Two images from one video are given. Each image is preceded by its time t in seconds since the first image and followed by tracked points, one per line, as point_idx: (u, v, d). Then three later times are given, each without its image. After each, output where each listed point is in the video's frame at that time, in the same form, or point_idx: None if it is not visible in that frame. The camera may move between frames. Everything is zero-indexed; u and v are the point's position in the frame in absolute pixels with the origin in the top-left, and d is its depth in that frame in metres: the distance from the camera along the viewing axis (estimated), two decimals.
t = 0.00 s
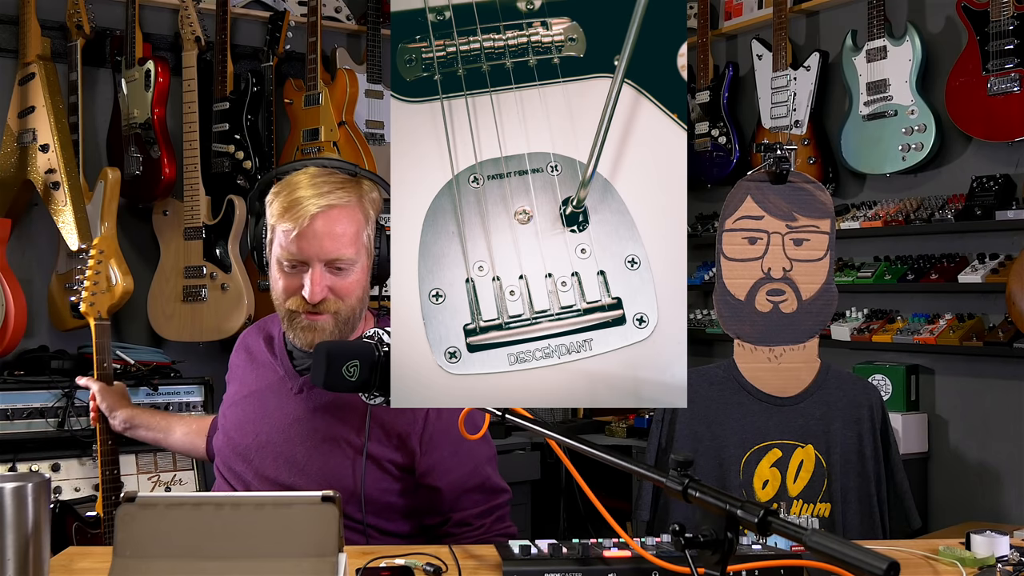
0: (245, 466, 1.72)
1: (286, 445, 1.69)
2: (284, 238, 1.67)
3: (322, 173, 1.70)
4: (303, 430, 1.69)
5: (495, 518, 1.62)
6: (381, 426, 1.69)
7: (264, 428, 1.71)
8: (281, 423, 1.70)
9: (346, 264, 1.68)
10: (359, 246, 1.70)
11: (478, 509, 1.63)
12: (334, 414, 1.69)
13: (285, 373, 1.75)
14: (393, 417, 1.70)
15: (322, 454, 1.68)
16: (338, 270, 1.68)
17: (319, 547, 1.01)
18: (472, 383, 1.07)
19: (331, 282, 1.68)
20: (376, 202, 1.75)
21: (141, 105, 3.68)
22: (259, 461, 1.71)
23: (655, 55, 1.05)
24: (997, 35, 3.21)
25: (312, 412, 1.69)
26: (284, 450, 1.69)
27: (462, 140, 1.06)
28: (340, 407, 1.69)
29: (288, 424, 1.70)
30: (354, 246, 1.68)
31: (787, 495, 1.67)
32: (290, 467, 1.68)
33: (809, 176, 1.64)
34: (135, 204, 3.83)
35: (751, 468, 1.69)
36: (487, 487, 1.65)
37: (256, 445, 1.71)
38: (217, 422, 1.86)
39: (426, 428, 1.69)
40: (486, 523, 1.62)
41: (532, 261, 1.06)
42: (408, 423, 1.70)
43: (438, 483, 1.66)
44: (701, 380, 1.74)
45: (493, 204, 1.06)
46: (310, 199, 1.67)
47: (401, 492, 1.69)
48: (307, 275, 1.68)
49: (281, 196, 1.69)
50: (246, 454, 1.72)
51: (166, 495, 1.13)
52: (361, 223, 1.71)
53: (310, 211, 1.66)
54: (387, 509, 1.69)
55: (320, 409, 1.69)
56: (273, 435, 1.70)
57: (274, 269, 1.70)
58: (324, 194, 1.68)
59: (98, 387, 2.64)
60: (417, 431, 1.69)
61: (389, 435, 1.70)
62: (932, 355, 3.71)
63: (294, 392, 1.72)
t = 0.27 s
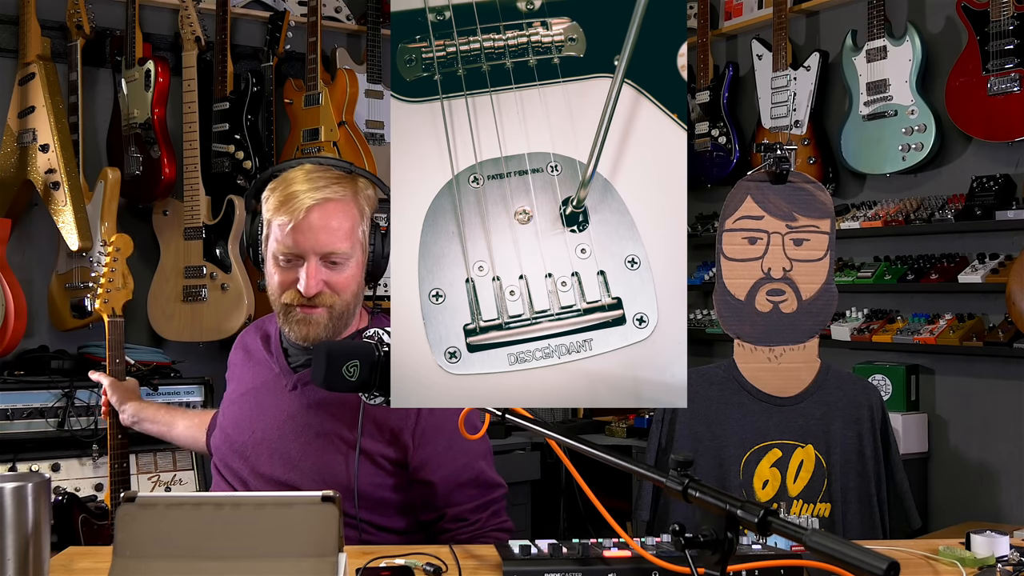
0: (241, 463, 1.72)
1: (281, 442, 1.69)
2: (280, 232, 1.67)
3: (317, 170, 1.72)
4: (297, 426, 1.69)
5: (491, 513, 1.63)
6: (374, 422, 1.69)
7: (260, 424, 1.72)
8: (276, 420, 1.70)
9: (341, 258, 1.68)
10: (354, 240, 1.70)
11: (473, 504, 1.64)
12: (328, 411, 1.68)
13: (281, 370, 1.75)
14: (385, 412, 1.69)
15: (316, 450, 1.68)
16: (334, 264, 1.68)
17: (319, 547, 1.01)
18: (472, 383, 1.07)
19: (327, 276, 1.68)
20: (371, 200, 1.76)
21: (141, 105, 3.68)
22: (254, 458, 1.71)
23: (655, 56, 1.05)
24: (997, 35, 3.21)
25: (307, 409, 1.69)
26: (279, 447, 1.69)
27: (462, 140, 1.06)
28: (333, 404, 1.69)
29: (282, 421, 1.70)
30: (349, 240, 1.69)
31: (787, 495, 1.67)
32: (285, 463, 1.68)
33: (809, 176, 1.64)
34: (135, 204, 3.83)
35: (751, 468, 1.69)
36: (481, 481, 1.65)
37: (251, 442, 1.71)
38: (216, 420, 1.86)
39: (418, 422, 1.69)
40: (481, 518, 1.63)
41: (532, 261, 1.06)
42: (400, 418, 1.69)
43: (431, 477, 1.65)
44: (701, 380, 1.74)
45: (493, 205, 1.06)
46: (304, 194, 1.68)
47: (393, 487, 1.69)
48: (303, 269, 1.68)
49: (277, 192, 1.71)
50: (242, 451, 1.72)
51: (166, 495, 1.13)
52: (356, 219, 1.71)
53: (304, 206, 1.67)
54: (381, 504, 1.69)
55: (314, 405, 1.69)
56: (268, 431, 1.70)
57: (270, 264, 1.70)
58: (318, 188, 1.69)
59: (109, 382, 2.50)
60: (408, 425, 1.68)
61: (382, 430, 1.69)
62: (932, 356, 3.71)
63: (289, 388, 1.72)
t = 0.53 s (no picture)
0: (238, 463, 1.72)
1: (278, 442, 1.69)
2: (279, 229, 1.67)
3: (316, 168, 1.71)
4: (294, 426, 1.69)
5: (488, 511, 1.64)
6: (370, 420, 1.69)
7: (257, 425, 1.71)
8: (272, 420, 1.70)
9: (341, 256, 1.68)
10: (353, 238, 1.70)
11: (470, 503, 1.64)
12: (325, 410, 1.68)
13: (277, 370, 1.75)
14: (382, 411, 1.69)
15: (314, 450, 1.68)
16: (333, 262, 1.68)
17: (319, 547, 1.01)
18: (472, 383, 1.07)
19: (326, 274, 1.68)
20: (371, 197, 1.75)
21: (141, 105, 3.68)
22: (251, 458, 1.70)
23: (655, 56, 1.05)
24: (997, 35, 3.21)
25: (304, 408, 1.69)
26: (276, 447, 1.69)
27: (462, 140, 1.06)
28: (330, 403, 1.69)
29: (279, 421, 1.70)
30: (348, 238, 1.68)
31: (787, 495, 1.67)
32: (282, 463, 1.68)
33: (809, 176, 1.64)
34: (135, 204, 3.83)
35: (751, 468, 1.69)
36: (478, 479, 1.65)
37: (248, 443, 1.71)
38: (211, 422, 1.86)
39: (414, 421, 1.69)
40: (478, 516, 1.64)
41: (532, 261, 1.06)
42: (396, 417, 1.69)
43: (427, 475, 1.66)
44: (701, 380, 1.74)
45: (493, 204, 1.06)
46: (303, 192, 1.68)
47: (391, 485, 1.69)
48: (302, 267, 1.68)
49: (276, 190, 1.70)
50: (239, 452, 1.72)
51: (166, 495, 1.13)
52: (354, 217, 1.71)
53: (304, 203, 1.67)
54: (379, 503, 1.69)
55: (311, 405, 1.69)
56: (265, 432, 1.70)
57: (269, 263, 1.70)
58: (317, 186, 1.69)
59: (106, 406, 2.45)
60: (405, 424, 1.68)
61: (379, 429, 1.69)
62: (932, 355, 3.71)
63: (285, 388, 1.72)
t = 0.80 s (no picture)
0: (234, 466, 1.72)
1: (274, 443, 1.69)
2: (279, 224, 1.69)
3: (316, 166, 1.72)
4: (290, 427, 1.68)
5: (484, 506, 1.66)
6: (365, 418, 1.69)
7: (252, 427, 1.71)
8: (268, 422, 1.70)
9: (341, 252, 1.70)
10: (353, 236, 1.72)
11: (466, 498, 1.66)
12: (321, 410, 1.68)
13: (270, 371, 1.74)
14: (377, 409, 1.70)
15: (311, 451, 1.68)
16: (333, 258, 1.70)
17: (319, 547, 1.01)
18: (472, 383, 1.07)
19: (325, 270, 1.70)
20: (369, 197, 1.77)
21: (141, 105, 3.68)
22: (248, 461, 1.70)
23: (655, 56, 1.05)
24: (997, 35, 3.21)
25: (299, 409, 1.69)
26: (272, 449, 1.69)
27: (462, 140, 1.06)
28: (326, 403, 1.69)
29: (274, 423, 1.70)
30: (348, 235, 1.71)
31: (787, 495, 1.67)
32: (279, 464, 1.68)
33: (809, 176, 1.64)
34: (136, 204, 3.83)
35: (751, 468, 1.69)
36: (473, 475, 1.68)
37: (244, 445, 1.71)
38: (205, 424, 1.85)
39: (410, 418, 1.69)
40: (475, 511, 1.65)
41: (532, 261, 1.06)
42: (391, 415, 1.69)
43: (423, 471, 1.68)
44: (701, 380, 1.74)
45: (493, 204, 1.06)
46: (304, 188, 1.69)
47: (388, 483, 1.69)
48: (302, 262, 1.70)
49: (274, 187, 1.71)
50: (235, 454, 1.72)
51: (166, 495, 1.13)
52: (354, 216, 1.72)
53: (306, 200, 1.68)
54: (377, 501, 1.68)
55: (306, 405, 1.69)
56: (261, 434, 1.70)
57: (266, 258, 1.71)
58: (318, 183, 1.70)
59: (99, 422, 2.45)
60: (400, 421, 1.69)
61: (374, 428, 1.69)
62: (932, 355, 3.71)
63: (280, 389, 1.71)
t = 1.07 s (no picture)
0: (233, 468, 1.72)
1: (272, 445, 1.69)
2: (278, 226, 1.68)
3: (314, 167, 1.72)
4: (288, 429, 1.68)
5: (482, 508, 1.65)
6: (363, 420, 1.69)
7: (251, 429, 1.71)
8: (266, 424, 1.70)
9: (340, 253, 1.70)
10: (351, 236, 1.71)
11: (462, 501, 1.66)
12: (318, 412, 1.68)
13: (268, 373, 1.74)
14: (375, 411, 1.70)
15: (309, 452, 1.68)
16: (332, 259, 1.69)
17: (319, 547, 1.01)
18: (472, 383, 1.07)
19: (324, 271, 1.69)
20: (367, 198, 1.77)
21: (141, 105, 3.68)
22: (246, 463, 1.70)
23: (655, 55, 1.05)
24: (997, 35, 3.21)
25: (297, 411, 1.69)
26: (270, 451, 1.69)
27: (462, 140, 1.06)
28: (324, 405, 1.69)
29: (272, 424, 1.70)
30: (346, 235, 1.70)
31: (787, 495, 1.67)
32: (277, 466, 1.68)
33: (809, 176, 1.64)
34: (135, 204, 3.83)
35: (751, 468, 1.69)
36: (470, 477, 1.67)
37: (242, 447, 1.71)
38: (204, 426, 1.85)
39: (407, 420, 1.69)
40: (471, 514, 1.64)
41: (532, 261, 1.06)
42: (389, 416, 1.69)
43: (420, 474, 1.67)
44: (701, 380, 1.74)
45: (493, 204, 1.06)
46: (302, 189, 1.68)
47: (386, 485, 1.69)
48: (301, 263, 1.69)
49: (273, 189, 1.70)
50: (234, 457, 1.72)
51: (166, 495, 1.13)
52: (352, 218, 1.72)
53: (305, 200, 1.68)
54: (374, 503, 1.69)
55: (304, 406, 1.69)
56: (259, 436, 1.70)
57: (265, 259, 1.71)
58: (317, 184, 1.69)
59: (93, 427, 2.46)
60: (398, 423, 1.69)
61: (372, 430, 1.69)
62: (932, 355, 3.71)
63: (277, 392, 1.71)
